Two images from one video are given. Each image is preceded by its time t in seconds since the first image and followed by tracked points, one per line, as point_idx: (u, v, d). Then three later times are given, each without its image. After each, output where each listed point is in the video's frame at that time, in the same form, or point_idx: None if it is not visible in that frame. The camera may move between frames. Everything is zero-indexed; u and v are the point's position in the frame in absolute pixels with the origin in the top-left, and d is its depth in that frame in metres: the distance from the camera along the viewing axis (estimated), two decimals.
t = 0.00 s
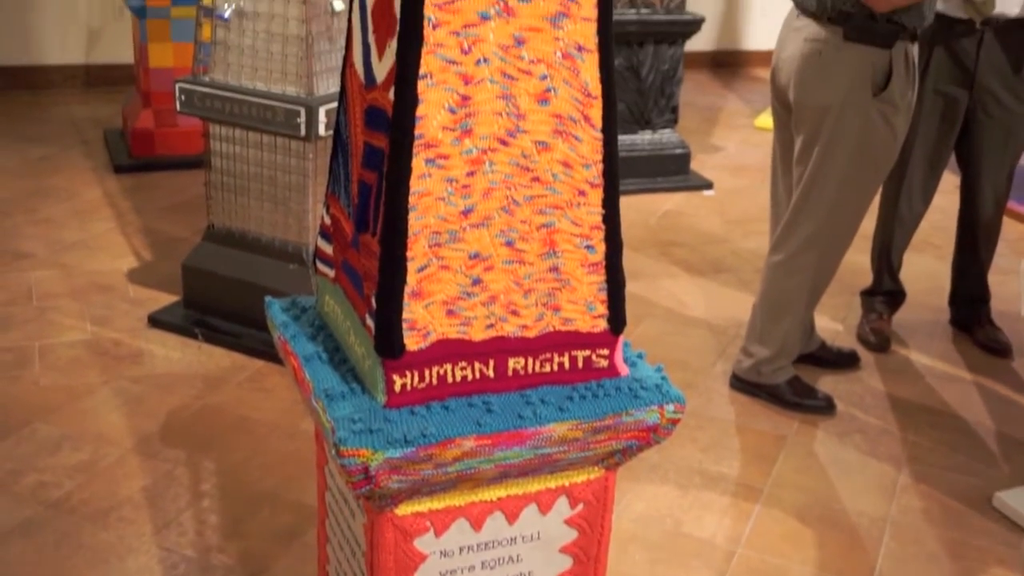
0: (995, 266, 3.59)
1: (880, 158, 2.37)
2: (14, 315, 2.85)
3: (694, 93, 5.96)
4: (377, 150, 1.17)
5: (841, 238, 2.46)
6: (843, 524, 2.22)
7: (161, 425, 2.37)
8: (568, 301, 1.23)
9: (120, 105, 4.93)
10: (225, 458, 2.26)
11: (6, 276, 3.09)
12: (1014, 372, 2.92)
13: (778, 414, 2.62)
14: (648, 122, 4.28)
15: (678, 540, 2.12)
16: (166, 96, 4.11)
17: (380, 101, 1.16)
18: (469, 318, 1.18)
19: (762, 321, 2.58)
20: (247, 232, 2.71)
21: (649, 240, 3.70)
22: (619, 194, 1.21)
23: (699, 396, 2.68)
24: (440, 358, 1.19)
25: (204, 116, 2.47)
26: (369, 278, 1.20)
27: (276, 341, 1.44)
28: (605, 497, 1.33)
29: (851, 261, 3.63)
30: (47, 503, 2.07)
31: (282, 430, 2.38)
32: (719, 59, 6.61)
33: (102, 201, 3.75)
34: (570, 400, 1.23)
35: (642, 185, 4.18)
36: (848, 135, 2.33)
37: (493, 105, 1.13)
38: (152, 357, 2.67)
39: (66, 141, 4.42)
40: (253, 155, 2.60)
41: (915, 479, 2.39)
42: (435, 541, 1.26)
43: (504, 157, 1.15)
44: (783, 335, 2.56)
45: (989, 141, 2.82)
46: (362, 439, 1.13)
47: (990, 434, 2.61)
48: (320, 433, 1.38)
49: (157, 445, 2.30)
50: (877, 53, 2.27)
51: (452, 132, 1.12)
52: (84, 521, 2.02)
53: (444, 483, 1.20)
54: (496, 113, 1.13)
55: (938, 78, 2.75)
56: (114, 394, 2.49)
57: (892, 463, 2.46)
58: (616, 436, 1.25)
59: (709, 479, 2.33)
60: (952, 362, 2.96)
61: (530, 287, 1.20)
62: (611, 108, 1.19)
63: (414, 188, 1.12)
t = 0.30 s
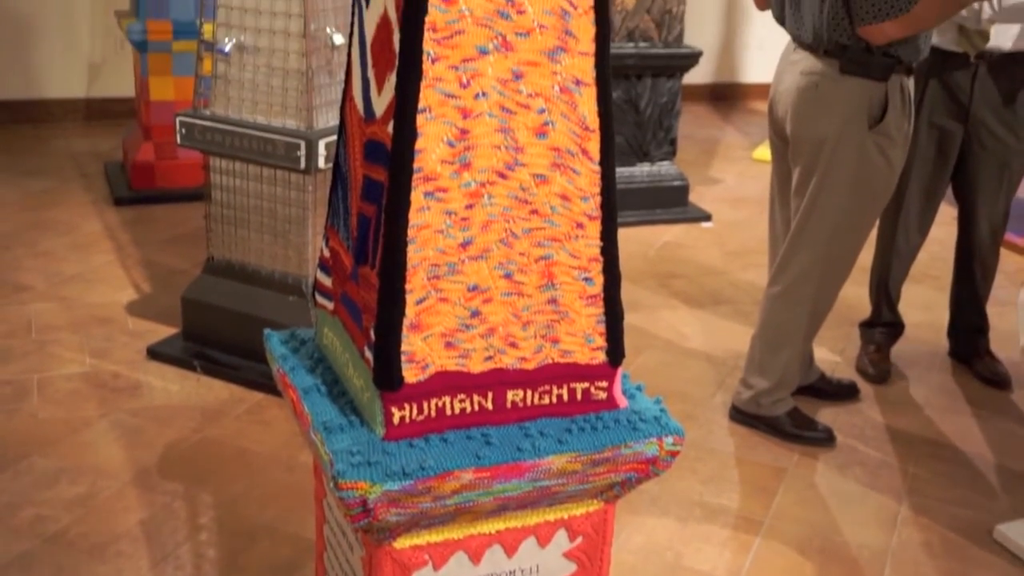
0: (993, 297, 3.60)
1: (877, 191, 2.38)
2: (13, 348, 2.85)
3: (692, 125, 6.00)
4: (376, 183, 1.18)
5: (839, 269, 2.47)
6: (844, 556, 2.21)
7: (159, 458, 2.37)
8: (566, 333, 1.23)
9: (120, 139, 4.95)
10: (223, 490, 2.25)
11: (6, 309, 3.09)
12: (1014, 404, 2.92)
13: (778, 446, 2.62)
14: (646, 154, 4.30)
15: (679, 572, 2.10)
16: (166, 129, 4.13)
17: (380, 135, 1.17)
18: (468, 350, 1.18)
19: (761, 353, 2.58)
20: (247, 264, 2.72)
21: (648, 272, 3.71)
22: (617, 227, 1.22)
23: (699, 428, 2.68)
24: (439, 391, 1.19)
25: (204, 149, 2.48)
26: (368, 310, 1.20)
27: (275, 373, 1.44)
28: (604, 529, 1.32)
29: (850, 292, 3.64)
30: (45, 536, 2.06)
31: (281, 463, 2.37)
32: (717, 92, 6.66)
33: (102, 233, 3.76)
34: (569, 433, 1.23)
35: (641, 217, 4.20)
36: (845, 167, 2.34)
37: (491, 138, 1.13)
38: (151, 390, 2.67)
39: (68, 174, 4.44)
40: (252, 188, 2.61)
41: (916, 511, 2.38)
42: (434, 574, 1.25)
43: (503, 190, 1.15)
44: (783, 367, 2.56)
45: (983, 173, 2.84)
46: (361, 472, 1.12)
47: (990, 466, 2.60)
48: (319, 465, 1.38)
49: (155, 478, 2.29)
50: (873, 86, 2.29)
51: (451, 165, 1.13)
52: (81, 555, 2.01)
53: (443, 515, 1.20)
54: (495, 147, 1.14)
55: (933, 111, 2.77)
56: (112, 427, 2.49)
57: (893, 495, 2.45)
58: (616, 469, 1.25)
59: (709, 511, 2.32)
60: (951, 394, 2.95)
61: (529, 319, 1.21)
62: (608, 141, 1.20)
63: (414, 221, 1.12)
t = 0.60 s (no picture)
0: (992, 324, 3.60)
1: (875, 218, 2.39)
2: (12, 376, 2.85)
3: (690, 152, 6.02)
4: (375, 211, 1.18)
5: (838, 296, 2.47)
6: None
7: (157, 486, 2.36)
8: (564, 360, 1.23)
9: (120, 167, 4.96)
10: (221, 519, 2.24)
11: (5, 337, 3.09)
12: (1014, 430, 2.92)
13: (778, 473, 2.61)
14: (645, 181, 4.31)
15: None
16: (166, 157, 4.15)
17: (378, 163, 1.18)
18: (466, 377, 1.19)
19: (760, 380, 2.58)
20: (246, 291, 2.72)
21: (647, 299, 3.71)
22: (614, 255, 1.22)
23: (699, 455, 2.67)
24: (438, 418, 1.19)
25: (204, 177, 2.48)
26: (366, 337, 1.20)
27: (274, 401, 1.44)
28: (603, 557, 1.31)
29: (848, 319, 3.64)
30: (42, 565, 2.05)
31: (279, 491, 2.36)
32: (715, 119, 6.69)
33: (102, 261, 3.76)
34: (567, 460, 1.23)
35: (639, 243, 4.21)
36: (844, 194, 2.35)
37: (489, 166, 1.14)
38: (150, 418, 2.66)
39: (67, 202, 4.45)
40: (252, 216, 2.62)
41: (917, 538, 2.37)
42: None
43: (501, 218, 1.16)
44: (783, 393, 2.56)
45: (981, 199, 2.84)
46: (359, 499, 1.12)
47: (991, 493, 2.59)
48: (317, 493, 1.37)
49: (153, 506, 2.28)
50: (871, 113, 2.31)
51: (449, 193, 1.13)
52: None
53: (441, 543, 1.19)
54: (492, 175, 1.15)
55: (931, 138, 2.80)
56: (110, 455, 2.48)
57: (893, 521, 2.44)
58: (614, 496, 1.24)
59: (709, 539, 2.31)
60: (951, 421, 2.95)
61: (526, 346, 1.21)
62: (605, 169, 1.20)
63: (412, 249, 1.13)
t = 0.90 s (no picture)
0: (992, 342, 3.60)
1: (874, 236, 2.40)
2: (11, 395, 2.85)
3: (689, 170, 6.04)
4: (374, 231, 1.18)
5: (837, 313, 2.47)
6: None
7: (155, 506, 2.35)
8: (563, 379, 1.23)
9: (119, 186, 4.97)
10: (219, 538, 2.24)
11: (4, 356, 3.09)
12: (1015, 448, 2.91)
13: (778, 492, 2.60)
14: (643, 200, 4.31)
15: None
16: (166, 176, 4.16)
17: (378, 182, 1.18)
18: (465, 396, 1.19)
19: (760, 398, 2.58)
20: (245, 310, 2.71)
21: (646, 317, 3.71)
22: (612, 274, 1.23)
23: (699, 474, 2.67)
24: (437, 437, 1.19)
25: (204, 196, 2.49)
26: (365, 356, 1.20)
27: (272, 420, 1.44)
28: None
29: (848, 336, 3.65)
30: None
31: (278, 510, 2.36)
32: (714, 137, 6.71)
33: (101, 280, 3.77)
34: (566, 479, 1.22)
35: (638, 262, 4.21)
36: (842, 213, 2.36)
37: (487, 186, 1.15)
38: (148, 437, 2.66)
39: (67, 221, 4.45)
40: (251, 235, 2.62)
41: (918, 557, 2.37)
42: None
43: (499, 237, 1.16)
44: (782, 411, 2.56)
45: (980, 216, 2.85)
46: (357, 518, 1.12)
47: (992, 511, 2.59)
48: (315, 513, 1.37)
49: (152, 525, 2.27)
50: (869, 131, 2.31)
51: (448, 212, 1.14)
52: None
53: (439, 563, 1.19)
54: (491, 194, 1.15)
55: (929, 158, 2.81)
56: (109, 474, 2.47)
57: (894, 540, 2.43)
58: (613, 515, 1.24)
59: (709, 558, 2.31)
60: (951, 439, 2.94)
61: (525, 365, 1.21)
62: (603, 188, 1.21)
63: (411, 268, 1.13)
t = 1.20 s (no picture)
0: (992, 365, 3.60)
1: (873, 259, 2.40)
2: (9, 417, 2.84)
3: (688, 193, 6.05)
4: (374, 254, 1.19)
5: (837, 337, 2.47)
6: None
7: (154, 529, 2.34)
8: (563, 402, 1.23)
9: (119, 209, 4.98)
10: (217, 562, 2.23)
11: (3, 378, 3.08)
12: (1016, 471, 2.90)
13: (778, 516, 2.60)
14: (643, 223, 4.32)
15: None
16: (166, 199, 4.17)
17: (378, 206, 1.18)
18: (464, 420, 1.19)
19: (759, 422, 2.58)
20: (245, 332, 2.71)
21: (646, 340, 3.71)
22: (612, 297, 1.23)
23: (699, 497, 2.66)
24: (437, 460, 1.19)
25: (205, 220, 2.48)
26: (365, 380, 1.21)
27: (272, 444, 1.43)
28: None
29: (847, 359, 3.64)
30: None
31: (277, 533, 2.35)
32: (713, 160, 6.73)
33: (101, 303, 3.77)
34: (566, 502, 1.22)
35: (638, 284, 4.22)
36: (840, 236, 2.36)
37: (487, 210, 1.15)
38: (147, 459, 2.65)
39: (67, 243, 4.46)
40: (251, 257, 2.62)
41: None
42: None
43: (499, 260, 1.17)
44: (782, 435, 2.55)
45: (979, 238, 2.86)
46: (356, 542, 1.12)
47: (993, 535, 2.58)
48: (314, 537, 1.36)
49: (150, 549, 2.26)
50: (865, 155, 2.33)
51: (448, 236, 1.14)
52: None
53: None
54: (491, 218, 1.16)
55: (928, 179, 2.81)
56: (107, 497, 2.47)
57: (895, 564, 2.42)
58: (613, 539, 1.24)
59: None
60: (952, 462, 2.94)
61: (525, 388, 1.21)
62: (603, 211, 1.21)
63: (411, 291, 1.13)
